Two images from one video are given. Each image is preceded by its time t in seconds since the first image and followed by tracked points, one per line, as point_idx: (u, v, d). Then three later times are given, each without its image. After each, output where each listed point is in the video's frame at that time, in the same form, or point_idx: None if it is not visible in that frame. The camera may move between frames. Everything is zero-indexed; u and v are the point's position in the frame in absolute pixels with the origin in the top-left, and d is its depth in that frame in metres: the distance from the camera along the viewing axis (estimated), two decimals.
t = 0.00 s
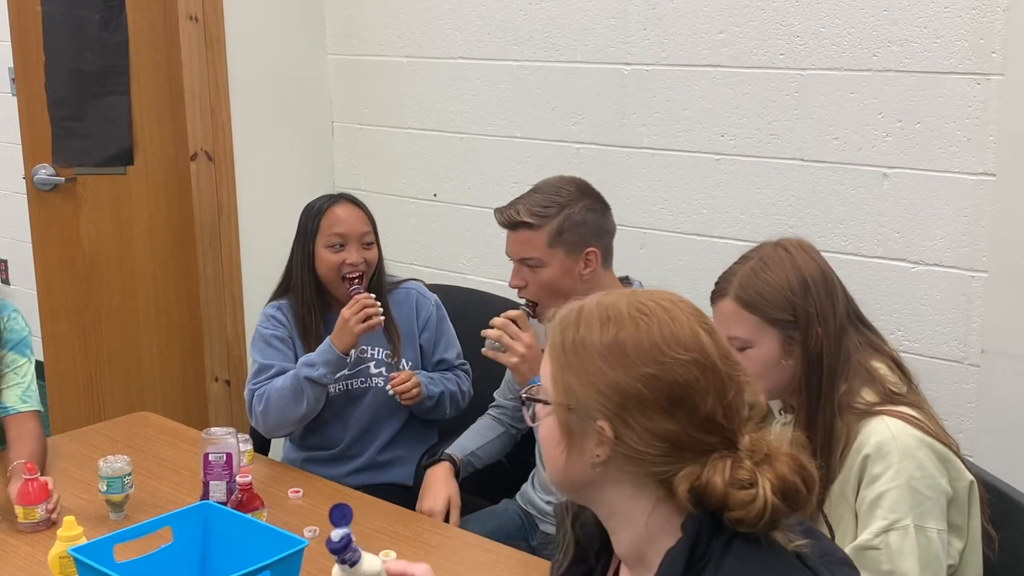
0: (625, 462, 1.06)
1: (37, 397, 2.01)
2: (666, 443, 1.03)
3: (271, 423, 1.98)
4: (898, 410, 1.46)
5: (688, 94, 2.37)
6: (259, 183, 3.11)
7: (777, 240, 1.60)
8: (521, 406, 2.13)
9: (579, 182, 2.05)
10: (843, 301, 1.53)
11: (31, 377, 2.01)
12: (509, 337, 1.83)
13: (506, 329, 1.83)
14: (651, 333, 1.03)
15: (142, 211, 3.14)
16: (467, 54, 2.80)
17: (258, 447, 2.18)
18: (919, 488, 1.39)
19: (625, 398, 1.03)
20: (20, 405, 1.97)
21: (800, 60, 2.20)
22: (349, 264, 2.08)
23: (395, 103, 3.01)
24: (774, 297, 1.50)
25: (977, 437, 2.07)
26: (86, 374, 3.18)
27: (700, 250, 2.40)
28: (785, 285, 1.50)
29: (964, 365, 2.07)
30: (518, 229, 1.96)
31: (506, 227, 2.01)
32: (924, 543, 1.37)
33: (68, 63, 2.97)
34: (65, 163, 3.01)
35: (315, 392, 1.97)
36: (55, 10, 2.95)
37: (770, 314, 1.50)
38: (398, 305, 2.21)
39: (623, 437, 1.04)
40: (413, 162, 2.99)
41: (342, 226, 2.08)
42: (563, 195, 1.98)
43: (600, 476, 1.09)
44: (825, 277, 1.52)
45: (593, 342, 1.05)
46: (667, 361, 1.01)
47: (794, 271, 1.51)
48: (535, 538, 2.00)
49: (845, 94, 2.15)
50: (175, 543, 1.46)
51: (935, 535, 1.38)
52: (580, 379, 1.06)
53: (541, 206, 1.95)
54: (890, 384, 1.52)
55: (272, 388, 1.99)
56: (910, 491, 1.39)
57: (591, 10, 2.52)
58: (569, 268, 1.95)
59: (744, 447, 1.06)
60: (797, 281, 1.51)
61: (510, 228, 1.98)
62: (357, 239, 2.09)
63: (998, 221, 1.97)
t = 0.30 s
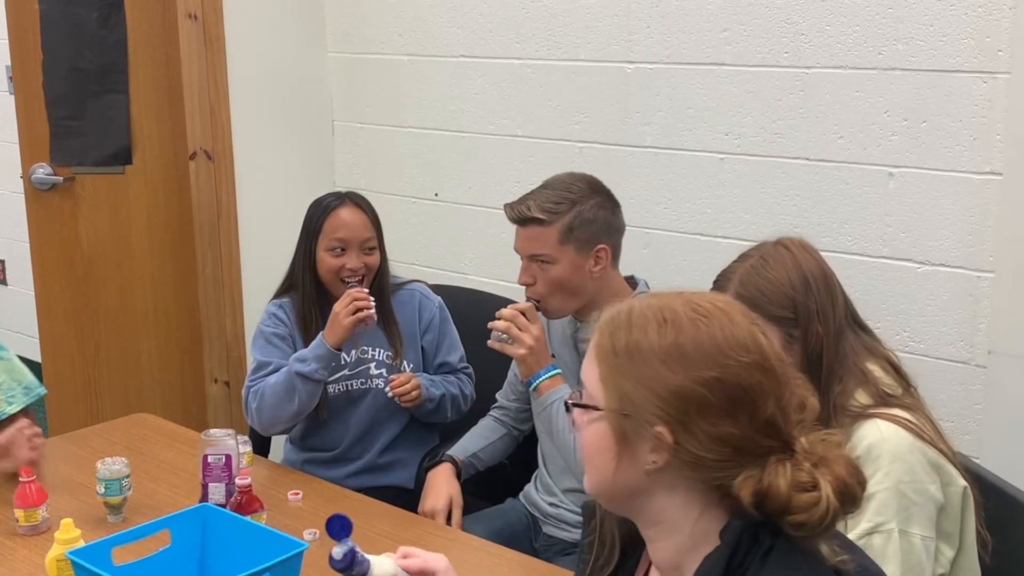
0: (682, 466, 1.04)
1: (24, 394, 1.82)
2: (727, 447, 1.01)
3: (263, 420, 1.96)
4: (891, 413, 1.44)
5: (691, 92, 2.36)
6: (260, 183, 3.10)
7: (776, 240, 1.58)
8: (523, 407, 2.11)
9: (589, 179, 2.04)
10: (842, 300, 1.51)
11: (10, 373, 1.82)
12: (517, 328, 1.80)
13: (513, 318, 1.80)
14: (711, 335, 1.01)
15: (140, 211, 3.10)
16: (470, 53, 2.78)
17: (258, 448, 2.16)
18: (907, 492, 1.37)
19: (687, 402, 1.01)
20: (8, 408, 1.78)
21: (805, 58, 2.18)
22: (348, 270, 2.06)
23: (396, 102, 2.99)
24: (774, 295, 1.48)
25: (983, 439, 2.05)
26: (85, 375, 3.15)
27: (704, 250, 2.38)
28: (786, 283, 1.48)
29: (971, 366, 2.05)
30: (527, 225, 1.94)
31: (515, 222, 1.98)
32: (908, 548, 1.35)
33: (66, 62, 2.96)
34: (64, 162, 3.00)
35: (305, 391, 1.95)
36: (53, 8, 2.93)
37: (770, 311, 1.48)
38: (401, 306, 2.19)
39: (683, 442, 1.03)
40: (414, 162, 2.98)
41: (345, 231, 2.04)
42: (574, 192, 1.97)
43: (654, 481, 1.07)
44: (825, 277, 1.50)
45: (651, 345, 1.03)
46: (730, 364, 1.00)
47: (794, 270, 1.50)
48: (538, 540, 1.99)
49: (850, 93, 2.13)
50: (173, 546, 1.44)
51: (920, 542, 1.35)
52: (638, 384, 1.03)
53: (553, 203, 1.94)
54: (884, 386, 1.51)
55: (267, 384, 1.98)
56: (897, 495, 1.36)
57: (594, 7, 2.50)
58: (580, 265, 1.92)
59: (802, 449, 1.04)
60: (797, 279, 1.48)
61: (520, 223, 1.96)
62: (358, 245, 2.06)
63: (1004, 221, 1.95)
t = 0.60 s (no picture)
0: (740, 470, 1.13)
1: None
2: (785, 449, 1.11)
3: (261, 421, 1.94)
4: (893, 413, 1.39)
5: (695, 91, 2.34)
6: (260, 183, 3.08)
7: (773, 242, 1.58)
8: (526, 408, 2.08)
9: (596, 177, 2.03)
10: (841, 301, 1.51)
11: None
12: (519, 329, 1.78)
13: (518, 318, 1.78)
14: (764, 340, 1.10)
15: (139, 211, 3.09)
16: (471, 51, 2.77)
17: (258, 451, 2.14)
18: (907, 494, 1.34)
19: (749, 408, 1.09)
20: None
21: (810, 56, 2.16)
22: (348, 271, 2.03)
23: (398, 101, 2.98)
24: (772, 298, 1.48)
25: (989, 441, 2.03)
26: (83, 378, 3.12)
27: (708, 251, 2.36)
28: (781, 285, 1.48)
29: (977, 368, 2.03)
30: (535, 220, 1.92)
31: (522, 218, 1.96)
32: (907, 550, 1.32)
33: (65, 59, 2.91)
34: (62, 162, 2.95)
35: (304, 392, 1.92)
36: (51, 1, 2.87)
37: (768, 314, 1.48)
38: (402, 306, 2.17)
39: (744, 448, 1.11)
40: (415, 161, 2.96)
41: (346, 232, 2.02)
42: (582, 188, 1.96)
43: (708, 485, 1.16)
44: (821, 277, 1.49)
45: (711, 354, 1.12)
46: (787, 368, 1.09)
47: (791, 273, 1.49)
48: (541, 543, 1.98)
49: (855, 91, 2.11)
50: (172, 548, 1.42)
51: (921, 544, 1.33)
52: (700, 393, 1.11)
53: (561, 198, 1.92)
54: (887, 386, 1.47)
55: (266, 385, 1.95)
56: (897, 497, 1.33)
57: (598, 6, 2.48)
58: (586, 263, 1.90)
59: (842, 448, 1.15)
60: (794, 282, 1.48)
61: (527, 218, 1.94)
62: (359, 247, 2.04)
63: (1012, 220, 1.93)
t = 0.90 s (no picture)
0: (771, 479, 1.14)
1: None
2: (812, 453, 1.14)
3: (258, 422, 1.93)
4: (902, 414, 1.38)
5: (698, 89, 2.32)
6: (260, 183, 3.06)
7: (776, 241, 1.56)
8: (528, 410, 2.07)
9: (598, 176, 2.01)
10: (848, 299, 1.49)
11: None
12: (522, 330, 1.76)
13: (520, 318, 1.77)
14: (794, 345, 1.13)
15: (138, 211, 3.07)
16: (473, 49, 2.75)
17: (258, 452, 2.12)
18: (921, 495, 1.33)
19: (784, 414, 1.11)
20: None
21: (815, 55, 2.14)
22: (348, 273, 2.02)
23: (399, 99, 2.96)
24: (778, 298, 1.46)
25: (996, 443, 2.01)
26: (82, 380, 3.09)
27: (712, 251, 2.34)
28: (789, 285, 1.46)
29: (984, 369, 2.01)
30: (538, 222, 1.90)
31: (524, 219, 1.94)
32: (923, 551, 1.31)
33: (63, 57, 2.88)
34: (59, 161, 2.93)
35: (300, 393, 1.90)
36: None
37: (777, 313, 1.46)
38: (403, 306, 2.14)
39: (778, 457, 1.12)
40: (417, 160, 2.94)
41: (346, 233, 2.00)
42: (584, 188, 1.94)
43: (736, 497, 1.16)
44: (828, 276, 1.48)
45: (743, 363, 1.12)
46: (814, 371, 1.13)
47: (798, 273, 1.47)
48: (543, 545, 1.96)
49: (861, 89, 2.09)
50: (171, 551, 1.40)
51: (936, 544, 1.32)
52: (735, 405, 1.11)
53: (563, 199, 1.90)
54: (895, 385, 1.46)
55: (264, 386, 1.94)
56: (910, 499, 1.32)
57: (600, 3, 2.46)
58: (590, 264, 1.88)
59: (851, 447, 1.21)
60: (801, 281, 1.47)
61: (530, 221, 1.92)
62: (359, 248, 2.01)
63: (1019, 220, 1.91)
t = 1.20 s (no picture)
0: (779, 485, 1.13)
1: None
2: (818, 456, 1.13)
3: (256, 424, 1.91)
4: (910, 412, 1.35)
5: (702, 88, 2.30)
6: (260, 182, 3.05)
7: (787, 237, 1.57)
8: (531, 411, 2.05)
9: (600, 176, 1.99)
10: (857, 299, 1.48)
11: None
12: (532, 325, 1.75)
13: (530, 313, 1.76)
14: (797, 348, 1.12)
15: (137, 211, 3.03)
16: (475, 47, 2.73)
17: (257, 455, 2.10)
18: (947, 490, 1.29)
19: (790, 419, 1.11)
20: None
21: (820, 53, 2.12)
22: (345, 271, 1.98)
23: (400, 98, 2.94)
24: (798, 288, 1.46)
25: (1003, 445, 1.99)
26: (81, 380, 3.09)
27: (716, 251, 2.33)
28: (807, 280, 1.46)
29: (991, 370, 1.99)
30: (542, 223, 1.88)
31: (528, 220, 1.91)
32: (962, 545, 1.26)
33: (61, 55, 2.86)
34: (58, 160, 2.93)
35: (299, 395, 1.88)
36: None
37: (795, 304, 1.45)
38: (404, 307, 2.12)
39: (784, 462, 1.12)
40: (418, 159, 2.92)
41: (343, 231, 1.97)
42: (588, 189, 1.92)
43: (744, 504, 1.15)
44: (842, 273, 1.49)
45: (747, 367, 1.11)
46: (817, 374, 1.12)
47: (819, 266, 1.48)
48: (546, 548, 1.94)
49: (866, 88, 2.07)
50: (169, 555, 1.38)
51: (972, 536, 1.27)
52: (741, 412, 1.10)
53: (568, 200, 1.88)
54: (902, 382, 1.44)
55: (262, 387, 1.92)
56: (937, 496, 1.28)
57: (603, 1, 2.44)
58: (597, 264, 1.86)
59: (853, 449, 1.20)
60: (821, 273, 1.47)
61: (534, 224, 1.89)
62: (357, 246, 1.98)
63: None
